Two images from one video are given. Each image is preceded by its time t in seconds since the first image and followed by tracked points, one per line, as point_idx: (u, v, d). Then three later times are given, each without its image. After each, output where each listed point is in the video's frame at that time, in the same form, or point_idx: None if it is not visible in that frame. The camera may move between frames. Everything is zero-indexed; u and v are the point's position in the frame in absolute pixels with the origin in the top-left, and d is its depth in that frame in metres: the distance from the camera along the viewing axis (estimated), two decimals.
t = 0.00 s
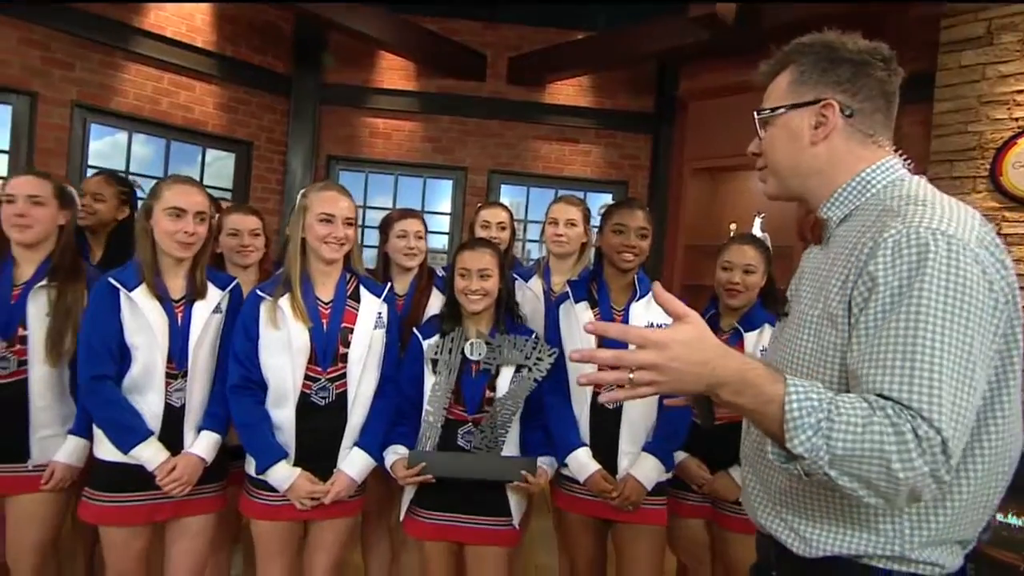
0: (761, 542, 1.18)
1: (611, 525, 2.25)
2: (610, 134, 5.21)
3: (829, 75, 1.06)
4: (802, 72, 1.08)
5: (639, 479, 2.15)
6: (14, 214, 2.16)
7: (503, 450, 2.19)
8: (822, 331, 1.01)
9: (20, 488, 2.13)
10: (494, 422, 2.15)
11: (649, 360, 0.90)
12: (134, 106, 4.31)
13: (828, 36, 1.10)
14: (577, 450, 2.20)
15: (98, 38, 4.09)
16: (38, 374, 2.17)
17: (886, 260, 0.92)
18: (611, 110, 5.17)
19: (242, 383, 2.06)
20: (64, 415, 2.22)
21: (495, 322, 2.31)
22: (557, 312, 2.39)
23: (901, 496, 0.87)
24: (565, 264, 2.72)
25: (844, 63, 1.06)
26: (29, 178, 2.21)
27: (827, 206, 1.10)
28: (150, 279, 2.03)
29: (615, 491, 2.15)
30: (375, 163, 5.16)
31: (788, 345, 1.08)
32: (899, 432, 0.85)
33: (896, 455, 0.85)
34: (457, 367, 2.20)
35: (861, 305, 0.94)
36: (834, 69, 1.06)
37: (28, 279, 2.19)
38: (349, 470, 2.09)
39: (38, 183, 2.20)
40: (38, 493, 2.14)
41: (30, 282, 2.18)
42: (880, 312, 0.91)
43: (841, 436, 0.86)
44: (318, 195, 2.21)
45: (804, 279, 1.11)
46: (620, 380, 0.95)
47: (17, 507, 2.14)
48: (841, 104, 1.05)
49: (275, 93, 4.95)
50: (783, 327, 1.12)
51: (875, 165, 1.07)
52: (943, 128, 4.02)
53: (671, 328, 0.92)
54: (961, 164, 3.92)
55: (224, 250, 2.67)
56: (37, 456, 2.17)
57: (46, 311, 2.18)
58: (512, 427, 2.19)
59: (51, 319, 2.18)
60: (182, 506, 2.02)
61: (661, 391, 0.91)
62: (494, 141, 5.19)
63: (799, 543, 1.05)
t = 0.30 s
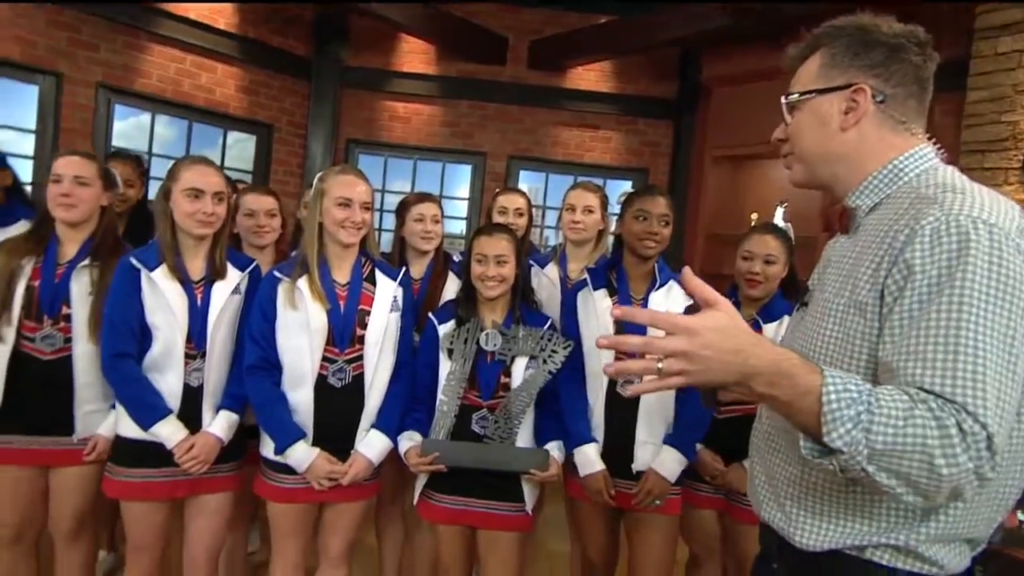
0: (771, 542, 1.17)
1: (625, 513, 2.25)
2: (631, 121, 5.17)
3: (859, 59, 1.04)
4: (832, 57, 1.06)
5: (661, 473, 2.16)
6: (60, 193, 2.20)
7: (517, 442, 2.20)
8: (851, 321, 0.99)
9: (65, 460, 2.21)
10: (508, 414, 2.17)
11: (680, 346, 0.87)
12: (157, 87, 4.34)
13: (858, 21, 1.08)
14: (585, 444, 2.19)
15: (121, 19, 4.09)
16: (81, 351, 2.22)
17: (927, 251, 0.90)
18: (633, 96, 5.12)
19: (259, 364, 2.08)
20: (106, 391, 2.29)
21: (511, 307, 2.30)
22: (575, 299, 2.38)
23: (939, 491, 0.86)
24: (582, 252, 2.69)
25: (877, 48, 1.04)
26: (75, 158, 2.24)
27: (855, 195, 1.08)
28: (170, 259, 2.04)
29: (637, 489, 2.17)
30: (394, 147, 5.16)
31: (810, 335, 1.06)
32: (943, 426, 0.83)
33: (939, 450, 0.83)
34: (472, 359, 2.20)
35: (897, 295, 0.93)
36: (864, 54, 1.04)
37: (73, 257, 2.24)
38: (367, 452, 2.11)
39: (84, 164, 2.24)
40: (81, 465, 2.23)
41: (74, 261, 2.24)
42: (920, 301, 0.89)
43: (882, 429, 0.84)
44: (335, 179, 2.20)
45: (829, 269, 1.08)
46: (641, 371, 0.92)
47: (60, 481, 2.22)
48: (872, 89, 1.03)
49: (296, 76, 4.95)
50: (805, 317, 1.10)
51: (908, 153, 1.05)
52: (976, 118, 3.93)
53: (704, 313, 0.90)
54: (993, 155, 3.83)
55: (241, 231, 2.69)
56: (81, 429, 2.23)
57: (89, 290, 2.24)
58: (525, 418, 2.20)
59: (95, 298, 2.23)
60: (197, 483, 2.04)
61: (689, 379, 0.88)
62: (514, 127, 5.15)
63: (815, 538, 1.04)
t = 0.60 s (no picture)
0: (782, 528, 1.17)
1: (641, 494, 2.26)
2: (665, 102, 5.10)
3: (896, 37, 1.03)
4: (869, 38, 1.06)
5: (683, 458, 2.16)
6: (100, 149, 2.21)
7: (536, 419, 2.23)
8: (870, 304, 1.01)
9: (94, 413, 2.26)
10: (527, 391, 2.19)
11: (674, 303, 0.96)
12: (193, 50, 4.36)
13: None
14: (605, 425, 2.20)
15: None
16: (117, 307, 2.25)
17: (953, 235, 0.92)
18: (668, 76, 5.05)
19: (283, 327, 2.10)
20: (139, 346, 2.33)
21: (536, 284, 2.32)
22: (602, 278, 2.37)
23: (914, 475, 0.88)
24: (609, 231, 2.68)
25: (914, 23, 1.02)
26: (116, 116, 2.25)
27: (899, 176, 1.08)
28: (204, 220, 2.06)
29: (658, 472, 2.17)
30: (425, 119, 5.15)
31: (831, 314, 1.08)
32: (919, 408, 0.86)
33: (910, 430, 0.86)
34: (495, 335, 2.22)
35: (922, 280, 0.94)
36: (900, 33, 1.03)
37: (111, 214, 2.28)
38: (387, 419, 2.14)
39: (126, 122, 2.25)
40: (111, 418, 2.28)
41: (112, 218, 2.27)
42: (936, 287, 0.91)
43: (855, 403, 0.89)
44: (365, 147, 2.19)
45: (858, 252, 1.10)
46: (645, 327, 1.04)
47: (91, 432, 2.28)
48: (906, 68, 1.02)
49: (331, 43, 4.94)
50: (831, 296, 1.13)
51: (963, 132, 1.04)
52: None
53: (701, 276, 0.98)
54: None
55: (269, 193, 2.71)
56: (113, 382, 2.28)
57: (126, 247, 2.27)
58: (544, 398, 2.22)
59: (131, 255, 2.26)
60: (221, 442, 2.07)
61: (682, 335, 0.97)
62: (547, 103, 5.10)
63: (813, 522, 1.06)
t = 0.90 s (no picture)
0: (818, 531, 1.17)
1: (678, 502, 2.24)
2: (687, 107, 5.02)
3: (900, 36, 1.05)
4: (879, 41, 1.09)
5: (719, 464, 2.14)
6: (124, 180, 2.30)
7: (569, 432, 2.25)
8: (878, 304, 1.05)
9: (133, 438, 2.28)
10: (559, 404, 2.21)
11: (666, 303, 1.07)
12: (220, 79, 4.47)
13: None
14: (639, 433, 2.21)
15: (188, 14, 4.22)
16: (143, 330, 2.33)
17: (944, 230, 0.95)
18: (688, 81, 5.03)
19: (315, 345, 2.11)
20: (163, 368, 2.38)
21: (562, 295, 2.32)
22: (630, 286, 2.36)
23: (895, 469, 0.91)
24: (635, 239, 2.67)
25: (915, 17, 1.02)
26: (140, 147, 2.34)
27: (924, 168, 1.11)
28: (238, 244, 2.10)
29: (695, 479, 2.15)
30: (446, 135, 5.19)
31: (851, 317, 1.12)
32: (889, 404, 0.89)
33: (878, 424, 0.89)
34: (524, 348, 2.22)
35: (913, 273, 0.99)
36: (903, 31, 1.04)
37: (136, 242, 2.34)
38: (418, 433, 2.15)
39: (148, 152, 2.34)
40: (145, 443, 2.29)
41: (137, 246, 2.34)
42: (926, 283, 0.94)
43: (827, 399, 0.93)
44: (387, 164, 2.20)
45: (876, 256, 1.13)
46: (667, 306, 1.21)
47: (124, 456, 2.29)
48: (911, 62, 1.04)
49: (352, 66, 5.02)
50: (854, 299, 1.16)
51: (985, 118, 1.06)
52: None
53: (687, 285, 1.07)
54: None
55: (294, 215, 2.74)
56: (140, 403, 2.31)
57: (151, 273, 2.34)
58: (578, 409, 2.25)
59: (157, 281, 2.33)
60: (263, 462, 2.12)
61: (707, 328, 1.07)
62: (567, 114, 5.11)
63: (834, 524, 1.07)
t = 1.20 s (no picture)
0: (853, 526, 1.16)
1: (693, 498, 2.24)
2: (684, 102, 5.06)
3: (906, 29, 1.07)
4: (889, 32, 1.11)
5: (734, 459, 2.14)
6: (116, 190, 2.27)
7: (582, 432, 2.24)
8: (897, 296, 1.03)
9: (158, 441, 2.28)
10: (571, 403, 2.20)
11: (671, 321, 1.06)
12: (215, 87, 4.46)
13: None
14: (652, 430, 2.21)
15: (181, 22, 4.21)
16: (141, 339, 2.29)
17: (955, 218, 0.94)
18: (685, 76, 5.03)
19: (327, 352, 2.11)
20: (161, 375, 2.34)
21: (571, 293, 2.32)
22: (640, 282, 2.37)
23: (921, 464, 0.89)
24: (640, 236, 2.69)
25: (923, 8, 1.03)
26: (131, 155, 2.31)
27: (939, 158, 1.11)
28: (250, 253, 2.11)
29: (711, 475, 2.14)
30: (443, 137, 5.18)
31: (870, 312, 1.10)
32: (911, 399, 0.87)
33: (900, 421, 0.87)
34: (535, 348, 2.21)
35: (927, 264, 0.97)
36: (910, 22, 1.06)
37: (131, 251, 2.31)
38: (432, 437, 2.15)
39: (139, 161, 2.31)
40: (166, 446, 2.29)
41: (133, 255, 2.30)
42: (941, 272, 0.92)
43: (846, 399, 0.92)
44: (393, 165, 2.20)
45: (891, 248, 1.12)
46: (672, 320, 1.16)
47: (134, 465, 2.27)
48: (921, 51, 1.05)
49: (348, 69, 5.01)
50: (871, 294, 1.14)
51: (994, 106, 1.06)
52: None
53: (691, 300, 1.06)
54: None
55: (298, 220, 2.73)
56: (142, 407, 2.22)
57: (148, 282, 2.29)
58: (590, 408, 2.24)
59: (153, 290, 2.29)
60: (279, 470, 2.12)
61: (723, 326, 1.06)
62: (564, 112, 5.11)
63: (873, 525, 1.06)
